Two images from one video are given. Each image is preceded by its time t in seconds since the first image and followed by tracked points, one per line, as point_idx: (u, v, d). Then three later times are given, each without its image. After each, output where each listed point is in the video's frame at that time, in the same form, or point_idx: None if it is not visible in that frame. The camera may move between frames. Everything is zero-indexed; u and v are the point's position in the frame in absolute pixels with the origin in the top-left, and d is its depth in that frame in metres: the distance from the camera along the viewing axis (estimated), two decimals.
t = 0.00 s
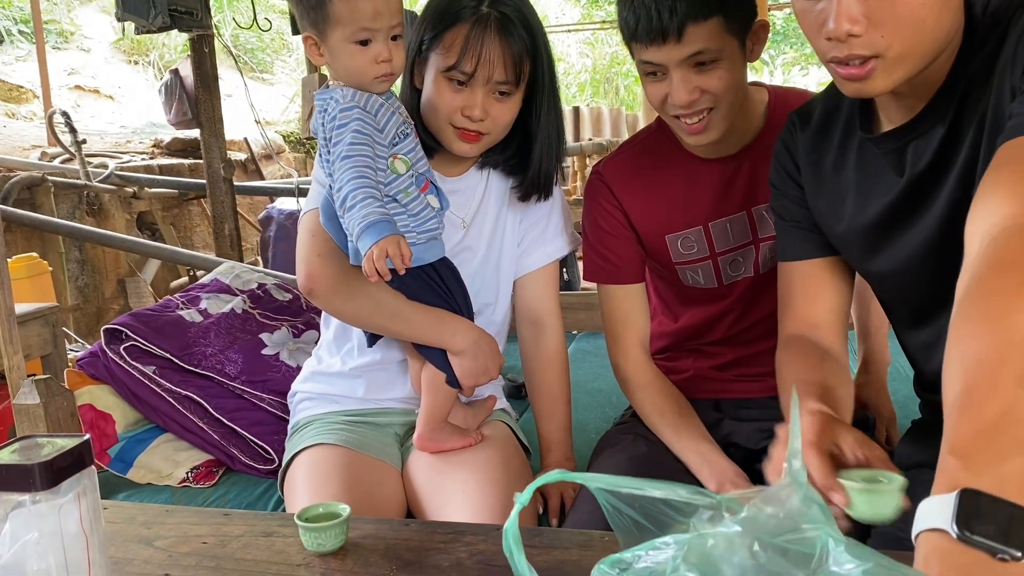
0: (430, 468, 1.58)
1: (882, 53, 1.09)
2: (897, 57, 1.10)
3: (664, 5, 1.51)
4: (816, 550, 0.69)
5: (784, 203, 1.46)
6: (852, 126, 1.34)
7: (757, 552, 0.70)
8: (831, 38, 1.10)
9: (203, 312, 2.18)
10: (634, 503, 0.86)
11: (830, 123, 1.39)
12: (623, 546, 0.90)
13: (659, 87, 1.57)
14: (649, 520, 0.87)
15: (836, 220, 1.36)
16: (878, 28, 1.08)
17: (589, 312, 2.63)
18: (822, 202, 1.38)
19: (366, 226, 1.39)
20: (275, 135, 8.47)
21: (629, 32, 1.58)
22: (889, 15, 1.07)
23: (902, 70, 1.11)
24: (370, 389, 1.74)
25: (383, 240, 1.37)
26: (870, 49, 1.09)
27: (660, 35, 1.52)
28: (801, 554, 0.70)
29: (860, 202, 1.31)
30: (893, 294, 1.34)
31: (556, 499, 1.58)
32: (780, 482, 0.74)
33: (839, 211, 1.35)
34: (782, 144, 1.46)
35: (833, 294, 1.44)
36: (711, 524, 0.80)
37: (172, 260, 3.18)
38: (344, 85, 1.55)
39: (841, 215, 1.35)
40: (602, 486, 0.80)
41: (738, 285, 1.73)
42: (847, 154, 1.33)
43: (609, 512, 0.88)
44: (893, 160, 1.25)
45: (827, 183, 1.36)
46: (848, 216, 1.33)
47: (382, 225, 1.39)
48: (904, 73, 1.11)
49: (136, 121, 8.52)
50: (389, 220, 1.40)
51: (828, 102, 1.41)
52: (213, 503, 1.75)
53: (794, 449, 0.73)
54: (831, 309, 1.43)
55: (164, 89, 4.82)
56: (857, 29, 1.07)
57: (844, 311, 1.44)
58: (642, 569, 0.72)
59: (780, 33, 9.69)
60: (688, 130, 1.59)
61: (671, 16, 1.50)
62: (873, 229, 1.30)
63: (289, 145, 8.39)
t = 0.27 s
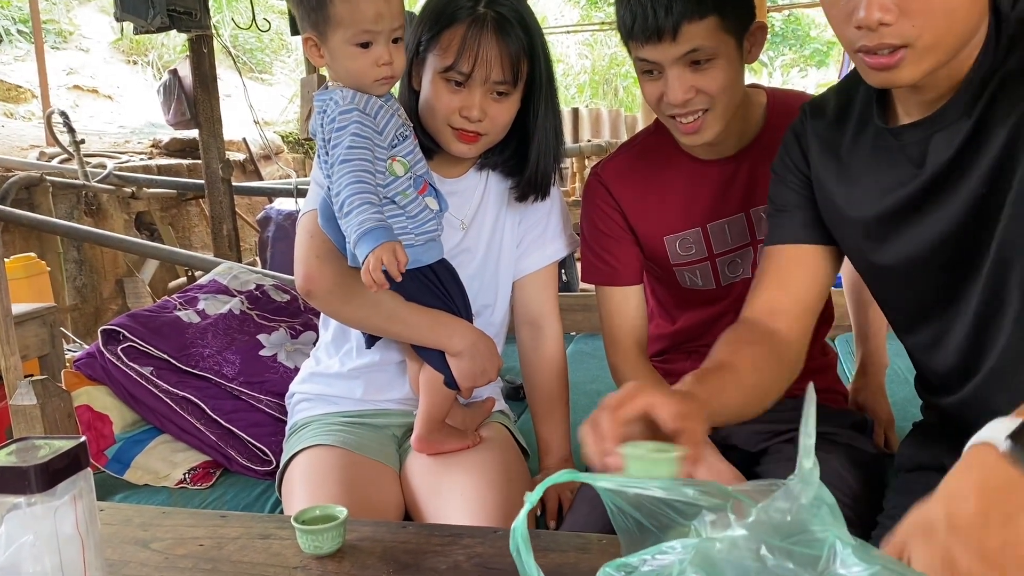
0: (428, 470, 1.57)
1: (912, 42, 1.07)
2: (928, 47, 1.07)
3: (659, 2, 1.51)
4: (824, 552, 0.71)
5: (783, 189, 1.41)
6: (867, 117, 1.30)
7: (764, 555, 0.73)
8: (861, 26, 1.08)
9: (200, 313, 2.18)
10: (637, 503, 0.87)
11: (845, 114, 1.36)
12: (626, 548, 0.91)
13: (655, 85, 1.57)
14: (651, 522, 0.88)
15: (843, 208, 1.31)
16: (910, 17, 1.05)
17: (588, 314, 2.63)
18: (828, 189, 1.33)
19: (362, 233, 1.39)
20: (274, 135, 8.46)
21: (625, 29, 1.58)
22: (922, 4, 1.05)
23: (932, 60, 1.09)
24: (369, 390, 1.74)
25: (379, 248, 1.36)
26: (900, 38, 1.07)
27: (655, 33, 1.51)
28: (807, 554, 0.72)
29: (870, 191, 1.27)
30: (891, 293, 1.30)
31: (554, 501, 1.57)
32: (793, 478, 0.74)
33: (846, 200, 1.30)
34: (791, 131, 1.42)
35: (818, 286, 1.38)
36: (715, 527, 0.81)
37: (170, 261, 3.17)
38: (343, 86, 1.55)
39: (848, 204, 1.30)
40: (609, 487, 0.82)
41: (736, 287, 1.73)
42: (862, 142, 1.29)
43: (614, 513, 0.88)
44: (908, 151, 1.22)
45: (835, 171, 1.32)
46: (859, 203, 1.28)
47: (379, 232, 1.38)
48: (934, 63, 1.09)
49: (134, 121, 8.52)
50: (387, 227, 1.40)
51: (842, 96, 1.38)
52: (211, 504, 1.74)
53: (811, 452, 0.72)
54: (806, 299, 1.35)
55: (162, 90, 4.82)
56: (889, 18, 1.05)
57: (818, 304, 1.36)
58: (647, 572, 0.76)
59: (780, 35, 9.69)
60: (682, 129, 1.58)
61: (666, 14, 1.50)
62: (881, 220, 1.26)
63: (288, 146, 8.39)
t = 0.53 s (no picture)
0: (424, 473, 1.57)
1: (968, 37, 0.99)
2: (980, 43, 1.00)
3: (654, 7, 1.51)
4: (827, 558, 0.72)
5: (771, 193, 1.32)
6: (869, 118, 1.24)
7: (765, 559, 0.73)
8: (915, 23, 0.99)
9: (197, 315, 2.17)
10: (636, 506, 0.87)
11: (841, 114, 1.30)
12: (624, 552, 0.91)
13: (650, 89, 1.58)
14: (650, 525, 0.88)
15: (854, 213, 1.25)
16: (968, 9, 0.96)
17: (585, 317, 2.64)
18: (828, 194, 1.27)
19: (352, 239, 1.39)
20: (272, 136, 8.46)
21: (621, 33, 1.59)
22: None
23: (978, 58, 1.02)
24: (365, 393, 1.74)
25: (368, 255, 1.36)
26: (957, 33, 0.98)
27: (649, 38, 1.52)
28: (810, 559, 0.73)
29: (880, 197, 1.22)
30: (894, 299, 1.27)
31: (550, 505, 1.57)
32: (799, 485, 0.74)
33: (851, 206, 1.25)
34: (783, 132, 1.34)
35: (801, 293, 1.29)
36: (713, 530, 0.81)
37: (167, 262, 3.17)
38: (341, 88, 1.55)
39: (854, 210, 1.25)
40: (611, 490, 0.83)
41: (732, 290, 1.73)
42: (869, 144, 1.23)
43: (616, 516, 0.89)
44: (924, 155, 1.18)
45: (837, 175, 1.25)
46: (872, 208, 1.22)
47: (371, 237, 1.38)
48: (979, 62, 1.02)
49: (132, 122, 8.52)
50: (376, 233, 1.39)
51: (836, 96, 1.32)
52: (207, 507, 1.74)
53: (818, 459, 0.72)
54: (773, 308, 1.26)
55: (160, 91, 4.82)
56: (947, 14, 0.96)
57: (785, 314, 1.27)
58: None
59: (777, 38, 9.71)
60: (676, 133, 1.58)
61: (660, 21, 1.51)
62: (891, 225, 1.22)
63: (286, 147, 8.39)
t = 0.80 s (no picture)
0: (418, 478, 1.57)
1: (1005, 47, 0.95)
2: (1014, 51, 0.96)
3: (662, 14, 1.51)
4: (806, 564, 0.76)
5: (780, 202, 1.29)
6: (883, 128, 1.22)
7: (748, 569, 0.77)
8: (955, 32, 0.94)
9: (193, 318, 2.17)
10: (625, 515, 0.89)
11: (851, 122, 1.27)
12: (614, 561, 0.92)
13: (655, 95, 1.58)
14: (638, 533, 0.90)
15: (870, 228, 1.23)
16: (1008, 18, 0.92)
17: (581, 321, 2.64)
18: (841, 204, 1.25)
19: (348, 246, 1.39)
20: (269, 138, 8.46)
21: (626, 38, 1.58)
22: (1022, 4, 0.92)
23: (1010, 67, 0.98)
24: (360, 397, 1.74)
25: (364, 261, 1.37)
26: (994, 43, 0.94)
27: (659, 44, 1.52)
28: (791, 568, 0.77)
29: (897, 209, 1.20)
30: (907, 311, 1.25)
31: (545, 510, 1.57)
32: (779, 490, 0.77)
33: (866, 217, 1.23)
34: (791, 141, 1.31)
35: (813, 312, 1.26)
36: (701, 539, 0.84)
37: (163, 265, 3.17)
38: (338, 93, 1.55)
39: (869, 221, 1.23)
40: (598, 498, 0.84)
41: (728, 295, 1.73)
42: (883, 158, 1.21)
43: (603, 525, 0.90)
44: (944, 171, 1.15)
45: (853, 186, 1.23)
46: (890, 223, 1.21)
47: (368, 244, 1.39)
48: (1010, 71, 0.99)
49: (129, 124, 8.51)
50: (373, 240, 1.40)
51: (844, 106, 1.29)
52: (201, 511, 1.74)
53: (795, 462, 0.76)
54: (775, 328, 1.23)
55: (157, 93, 4.82)
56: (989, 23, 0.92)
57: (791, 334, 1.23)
58: None
59: (774, 42, 9.74)
60: (681, 139, 1.58)
61: (670, 27, 1.51)
62: (909, 237, 1.20)
63: (283, 150, 8.38)
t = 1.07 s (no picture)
0: (413, 483, 1.57)
1: None
2: None
3: (673, 21, 1.52)
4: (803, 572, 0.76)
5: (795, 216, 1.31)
6: (901, 147, 1.21)
7: None
8: (990, 44, 0.90)
9: (188, 322, 2.17)
10: (621, 520, 0.89)
11: (865, 137, 1.26)
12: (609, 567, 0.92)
13: (663, 101, 1.58)
14: (634, 540, 0.89)
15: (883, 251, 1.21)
16: None
17: (576, 325, 2.64)
18: (855, 224, 1.24)
19: (347, 254, 1.41)
20: (266, 142, 8.45)
21: (633, 45, 1.58)
22: None
23: None
24: (355, 402, 1.74)
25: (363, 271, 1.39)
26: None
27: (670, 49, 1.52)
28: None
29: (914, 235, 1.18)
30: (919, 337, 1.24)
31: (540, 515, 1.57)
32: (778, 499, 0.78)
33: (880, 241, 1.21)
34: (803, 155, 1.30)
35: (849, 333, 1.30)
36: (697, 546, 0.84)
37: (159, 268, 3.16)
38: (337, 98, 1.55)
39: (883, 245, 1.21)
40: (594, 504, 0.84)
41: (724, 300, 1.73)
42: (900, 181, 1.19)
43: (599, 532, 0.90)
44: (961, 198, 1.14)
45: (867, 208, 1.22)
46: (904, 249, 1.19)
47: (366, 252, 1.40)
48: None
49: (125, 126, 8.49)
50: (371, 249, 1.41)
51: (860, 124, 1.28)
52: (196, 515, 1.74)
53: (795, 472, 0.76)
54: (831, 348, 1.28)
55: (153, 97, 4.82)
56: None
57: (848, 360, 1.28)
58: None
59: (771, 48, 9.77)
60: (687, 145, 1.58)
61: (681, 32, 1.51)
62: (924, 265, 1.18)
63: (279, 153, 8.38)
